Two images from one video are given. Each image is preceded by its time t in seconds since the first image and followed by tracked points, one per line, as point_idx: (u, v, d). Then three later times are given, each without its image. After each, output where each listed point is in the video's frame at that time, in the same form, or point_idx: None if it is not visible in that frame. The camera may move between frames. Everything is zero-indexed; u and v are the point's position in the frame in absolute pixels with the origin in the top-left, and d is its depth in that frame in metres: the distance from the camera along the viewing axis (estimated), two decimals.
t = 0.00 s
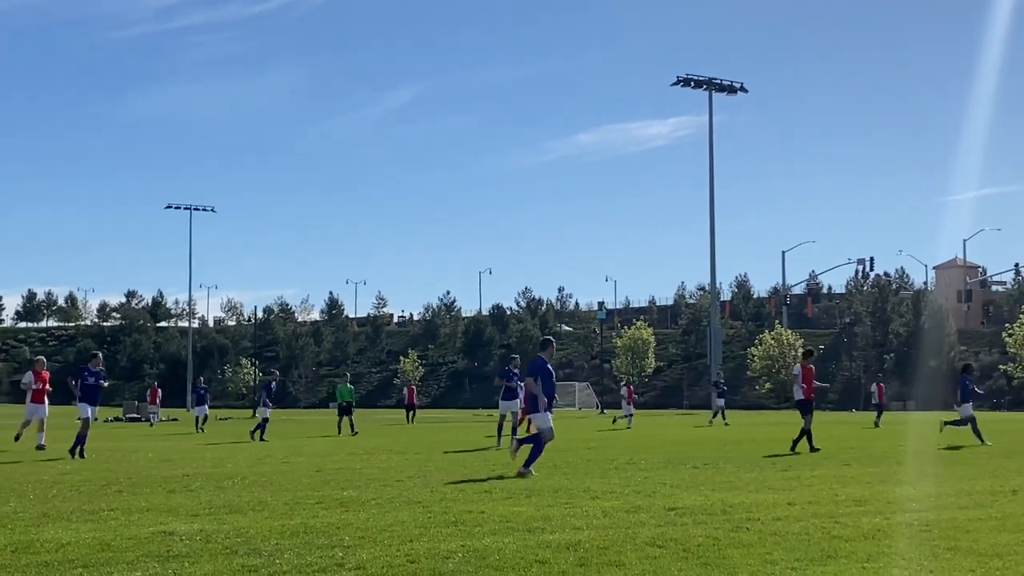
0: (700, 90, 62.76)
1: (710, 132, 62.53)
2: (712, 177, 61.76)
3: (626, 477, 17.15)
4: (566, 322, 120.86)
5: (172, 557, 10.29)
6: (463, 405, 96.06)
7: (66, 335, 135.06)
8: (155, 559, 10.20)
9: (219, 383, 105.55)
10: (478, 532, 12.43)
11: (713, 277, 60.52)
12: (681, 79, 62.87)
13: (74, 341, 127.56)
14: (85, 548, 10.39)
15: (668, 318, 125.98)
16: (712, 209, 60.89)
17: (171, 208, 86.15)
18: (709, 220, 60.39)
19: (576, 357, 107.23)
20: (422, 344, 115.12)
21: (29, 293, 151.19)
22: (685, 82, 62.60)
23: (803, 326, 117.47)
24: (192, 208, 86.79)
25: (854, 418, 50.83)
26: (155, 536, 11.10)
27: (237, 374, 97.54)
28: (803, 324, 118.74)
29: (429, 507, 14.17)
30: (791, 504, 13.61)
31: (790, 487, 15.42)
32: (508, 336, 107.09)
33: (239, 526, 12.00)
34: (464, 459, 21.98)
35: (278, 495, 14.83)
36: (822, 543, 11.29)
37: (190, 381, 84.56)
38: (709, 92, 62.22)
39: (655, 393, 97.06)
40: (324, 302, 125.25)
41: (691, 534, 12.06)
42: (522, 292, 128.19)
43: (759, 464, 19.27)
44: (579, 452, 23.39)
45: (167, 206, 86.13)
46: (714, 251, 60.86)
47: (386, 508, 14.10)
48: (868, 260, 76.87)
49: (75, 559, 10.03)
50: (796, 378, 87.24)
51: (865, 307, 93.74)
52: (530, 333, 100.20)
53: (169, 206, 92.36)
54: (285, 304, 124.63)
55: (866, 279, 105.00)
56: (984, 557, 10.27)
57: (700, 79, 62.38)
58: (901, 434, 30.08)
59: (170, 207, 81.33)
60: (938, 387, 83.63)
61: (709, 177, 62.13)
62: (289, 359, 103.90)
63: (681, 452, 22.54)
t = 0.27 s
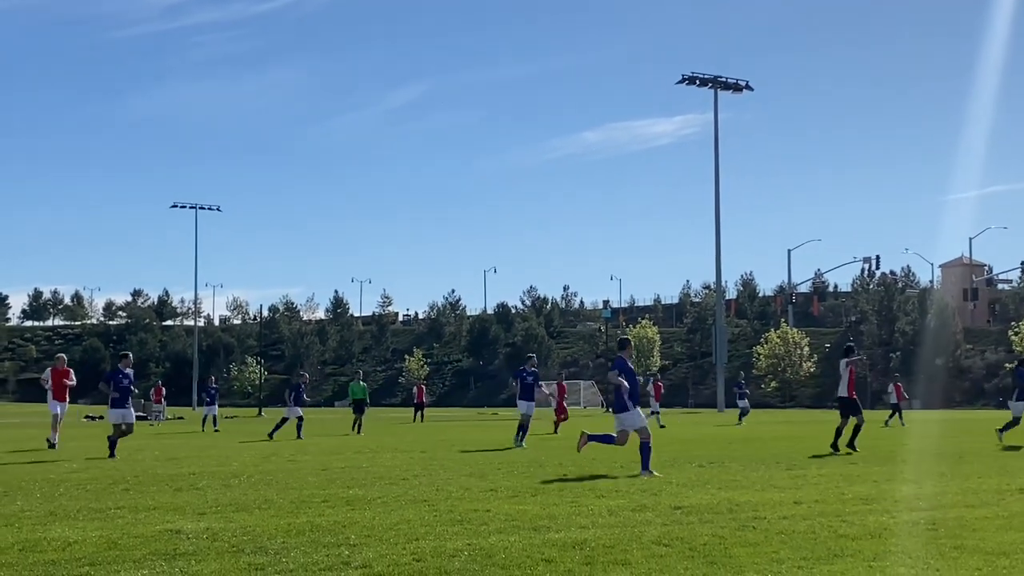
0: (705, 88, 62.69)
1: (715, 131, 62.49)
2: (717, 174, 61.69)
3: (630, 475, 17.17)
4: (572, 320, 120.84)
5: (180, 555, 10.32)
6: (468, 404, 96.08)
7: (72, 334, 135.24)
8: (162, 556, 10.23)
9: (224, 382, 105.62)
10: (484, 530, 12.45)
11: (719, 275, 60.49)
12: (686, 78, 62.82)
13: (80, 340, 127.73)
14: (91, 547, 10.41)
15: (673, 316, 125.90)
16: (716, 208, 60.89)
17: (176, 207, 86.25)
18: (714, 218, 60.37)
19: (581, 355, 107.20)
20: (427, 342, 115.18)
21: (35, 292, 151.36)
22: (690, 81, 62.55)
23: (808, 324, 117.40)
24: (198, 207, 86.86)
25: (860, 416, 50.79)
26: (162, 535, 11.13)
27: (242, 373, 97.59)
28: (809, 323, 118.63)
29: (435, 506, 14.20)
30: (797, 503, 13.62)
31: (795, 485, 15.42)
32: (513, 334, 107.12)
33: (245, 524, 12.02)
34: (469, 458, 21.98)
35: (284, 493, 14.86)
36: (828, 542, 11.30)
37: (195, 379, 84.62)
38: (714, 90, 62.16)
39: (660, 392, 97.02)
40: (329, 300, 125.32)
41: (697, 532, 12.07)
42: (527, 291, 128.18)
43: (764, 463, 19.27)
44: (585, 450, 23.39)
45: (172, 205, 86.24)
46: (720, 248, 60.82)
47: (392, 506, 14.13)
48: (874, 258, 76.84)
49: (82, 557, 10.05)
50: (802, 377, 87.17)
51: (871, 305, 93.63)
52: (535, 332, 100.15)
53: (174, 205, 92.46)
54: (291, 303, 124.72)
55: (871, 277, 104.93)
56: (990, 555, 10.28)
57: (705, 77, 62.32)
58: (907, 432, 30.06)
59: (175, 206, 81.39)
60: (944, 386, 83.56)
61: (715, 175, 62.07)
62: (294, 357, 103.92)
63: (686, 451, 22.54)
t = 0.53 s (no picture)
0: (708, 87, 62.66)
1: (718, 130, 62.46)
2: (720, 173, 61.62)
3: (632, 475, 17.15)
4: (575, 320, 120.87)
5: (182, 553, 10.34)
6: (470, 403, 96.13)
7: (75, 333, 135.35)
8: (165, 555, 10.23)
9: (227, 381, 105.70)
10: (487, 529, 12.43)
11: (722, 273, 60.46)
12: (689, 77, 62.81)
13: (83, 339, 127.83)
14: (95, 545, 10.41)
15: (676, 316, 125.86)
16: (719, 207, 60.89)
17: (180, 206, 86.29)
18: (717, 217, 60.34)
19: (584, 354, 107.24)
20: (430, 342, 115.22)
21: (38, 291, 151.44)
22: (693, 80, 62.55)
23: (811, 323, 117.39)
24: (201, 206, 86.94)
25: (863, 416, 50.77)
26: (165, 533, 11.13)
27: (245, 372, 97.63)
28: (812, 322, 118.58)
29: (438, 504, 14.20)
30: (799, 502, 13.61)
31: (797, 484, 15.43)
32: (516, 334, 107.20)
33: (247, 523, 12.03)
34: (471, 456, 21.95)
35: (287, 492, 14.87)
36: (832, 540, 11.28)
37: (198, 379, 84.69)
38: (717, 90, 62.12)
39: (663, 391, 97.00)
40: (332, 300, 125.39)
41: (701, 531, 12.06)
42: (530, 290, 128.24)
43: (764, 461, 19.27)
44: (585, 450, 23.40)
45: (176, 204, 86.31)
46: (723, 247, 60.81)
47: (394, 505, 14.13)
48: (878, 258, 76.89)
49: (85, 556, 10.06)
50: (805, 376, 87.20)
51: (874, 304, 93.60)
52: (538, 331, 100.14)
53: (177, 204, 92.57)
54: (294, 302, 124.77)
55: (874, 276, 104.96)
56: (994, 555, 10.27)
57: (708, 76, 62.29)
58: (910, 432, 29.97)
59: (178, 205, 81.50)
60: (947, 386, 83.53)
61: (718, 173, 62.07)
62: (297, 356, 103.95)
63: (687, 450, 22.52)
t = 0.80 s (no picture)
0: (703, 87, 62.68)
1: (713, 130, 62.49)
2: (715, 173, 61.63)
3: (629, 474, 17.14)
4: (570, 319, 120.88)
5: (178, 553, 10.32)
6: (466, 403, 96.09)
7: (70, 332, 135.15)
8: (161, 555, 10.22)
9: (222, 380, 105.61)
10: (483, 530, 12.42)
11: (717, 273, 60.47)
12: (684, 77, 62.83)
13: (78, 339, 127.67)
14: (89, 545, 10.40)
15: (672, 316, 125.90)
16: (714, 206, 60.89)
17: (175, 206, 86.10)
18: (713, 216, 60.36)
19: (579, 353, 107.22)
20: (425, 341, 115.20)
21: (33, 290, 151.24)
22: (688, 79, 62.55)
23: (807, 323, 117.40)
24: (197, 206, 86.79)
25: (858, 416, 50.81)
26: (160, 533, 11.12)
27: (240, 371, 97.52)
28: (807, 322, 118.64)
29: (434, 504, 14.18)
30: (794, 502, 13.61)
31: (793, 484, 15.41)
32: (511, 333, 107.23)
33: (242, 523, 12.03)
34: (467, 456, 21.93)
35: (282, 492, 14.85)
36: (827, 540, 11.30)
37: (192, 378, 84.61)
38: (712, 89, 62.15)
39: (659, 391, 97.00)
40: (327, 299, 125.28)
41: (696, 531, 12.07)
42: (525, 290, 128.19)
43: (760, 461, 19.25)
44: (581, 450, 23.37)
45: (171, 204, 86.13)
46: (718, 246, 60.81)
47: (390, 505, 14.12)
48: (873, 257, 76.98)
49: (80, 555, 10.05)
50: (800, 376, 87.28)
51: (869, 304, 93.69)
52: (533, 330, 100.12)
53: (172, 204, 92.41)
54: (290, 302, 124.66)
55: (869, 276, 105.03)
56: (989, 554, 10.27)
57: (703, 76, 62.32)
58: (906, 431, 29.99)
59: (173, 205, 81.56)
60: (942, 385, 83.62)
61: (712, 173, 62.10)
62: (292, 356, 103.83)
63: (683, 450, 22.50)
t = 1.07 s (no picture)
0: (687, 87, 62.78)
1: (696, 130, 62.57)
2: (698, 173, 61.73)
3: (612, 474, 17.13)
4: (553, 319, 120.96)
5: (159, 554, 10.29)
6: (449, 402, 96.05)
7: (52, 332, 134.66)
8: (143, 555, 10.19)
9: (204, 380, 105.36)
10: (466, 530, 12.42)
11: (700, 272, 60.56)
12: (667, 77, 62.90)
13: (60, 338, 127.21)
14: (71, 546, 10.37)
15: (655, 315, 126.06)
16: (698, 205, 60.98)
17: (157, 205, 85.84)
18: (696, 216, 60.44)
19: (563, 353, 107.29)
20: (408, 341, 115.10)
21: (14, 290, 150.63)
22: (672, 79, 62.63)
23: (790, 323, 117.61)
24: (179, 205, 86.55)
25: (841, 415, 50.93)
26: (142, 534, 11.09)
27: (223, 371, 97.30)
28: (790, 322, 118.95)
29: (417, 505, 14.16)
30: (777, 502, 13.64)
31: (776, 484, 15.42)
32: (495, 333, 107.30)
33: (226, 523, 12.00)
34: (450, 455, 21.89)
35: (265, 492, 14.82)
36: (809, 539, 11.32)
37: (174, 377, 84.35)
38: (695, 89, 62.24)
39: (642, 390, 97.13)
40: (310, 298, 125.07)
41: (679, 531, 12.08)
42: (509, 289, 128.22)
43: (743, 461, 19.27)
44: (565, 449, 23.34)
45: (153, 203, 85.88)
46: (701, 246, 60.91)
47: (372, 505, 14.11)
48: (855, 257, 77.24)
49: (62, 556, 10.02)
50: (783, 375, 87.50)
51: (851, 303, 94.01)
52: (517, 330, 100.17)
53: (154, 203, 92.11)
54: (273, 301, 124.41)
55: (852, 276, 105.37)
56: (971, 554, 10.31)
57: (686, 76, 62.41)
58: (889, 431, 30.05)
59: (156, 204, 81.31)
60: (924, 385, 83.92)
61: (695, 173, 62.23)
62: (275, 355, 103.63)
63: (667, 450, 22.50)
